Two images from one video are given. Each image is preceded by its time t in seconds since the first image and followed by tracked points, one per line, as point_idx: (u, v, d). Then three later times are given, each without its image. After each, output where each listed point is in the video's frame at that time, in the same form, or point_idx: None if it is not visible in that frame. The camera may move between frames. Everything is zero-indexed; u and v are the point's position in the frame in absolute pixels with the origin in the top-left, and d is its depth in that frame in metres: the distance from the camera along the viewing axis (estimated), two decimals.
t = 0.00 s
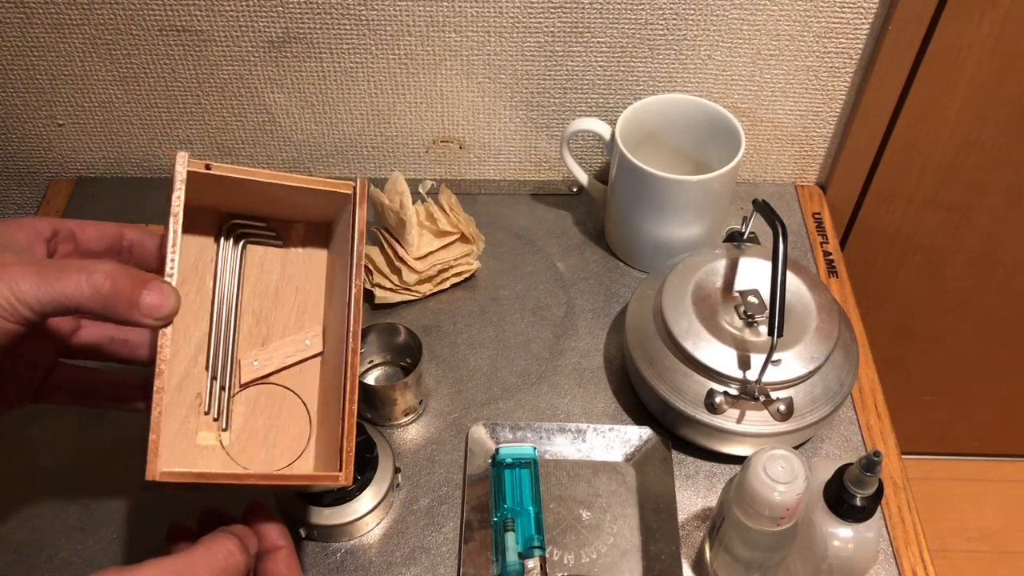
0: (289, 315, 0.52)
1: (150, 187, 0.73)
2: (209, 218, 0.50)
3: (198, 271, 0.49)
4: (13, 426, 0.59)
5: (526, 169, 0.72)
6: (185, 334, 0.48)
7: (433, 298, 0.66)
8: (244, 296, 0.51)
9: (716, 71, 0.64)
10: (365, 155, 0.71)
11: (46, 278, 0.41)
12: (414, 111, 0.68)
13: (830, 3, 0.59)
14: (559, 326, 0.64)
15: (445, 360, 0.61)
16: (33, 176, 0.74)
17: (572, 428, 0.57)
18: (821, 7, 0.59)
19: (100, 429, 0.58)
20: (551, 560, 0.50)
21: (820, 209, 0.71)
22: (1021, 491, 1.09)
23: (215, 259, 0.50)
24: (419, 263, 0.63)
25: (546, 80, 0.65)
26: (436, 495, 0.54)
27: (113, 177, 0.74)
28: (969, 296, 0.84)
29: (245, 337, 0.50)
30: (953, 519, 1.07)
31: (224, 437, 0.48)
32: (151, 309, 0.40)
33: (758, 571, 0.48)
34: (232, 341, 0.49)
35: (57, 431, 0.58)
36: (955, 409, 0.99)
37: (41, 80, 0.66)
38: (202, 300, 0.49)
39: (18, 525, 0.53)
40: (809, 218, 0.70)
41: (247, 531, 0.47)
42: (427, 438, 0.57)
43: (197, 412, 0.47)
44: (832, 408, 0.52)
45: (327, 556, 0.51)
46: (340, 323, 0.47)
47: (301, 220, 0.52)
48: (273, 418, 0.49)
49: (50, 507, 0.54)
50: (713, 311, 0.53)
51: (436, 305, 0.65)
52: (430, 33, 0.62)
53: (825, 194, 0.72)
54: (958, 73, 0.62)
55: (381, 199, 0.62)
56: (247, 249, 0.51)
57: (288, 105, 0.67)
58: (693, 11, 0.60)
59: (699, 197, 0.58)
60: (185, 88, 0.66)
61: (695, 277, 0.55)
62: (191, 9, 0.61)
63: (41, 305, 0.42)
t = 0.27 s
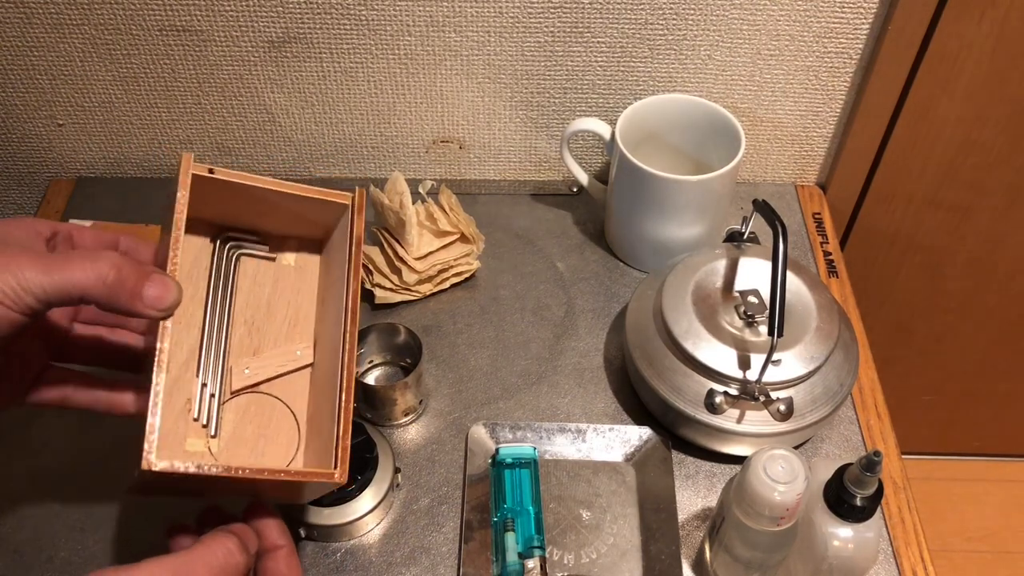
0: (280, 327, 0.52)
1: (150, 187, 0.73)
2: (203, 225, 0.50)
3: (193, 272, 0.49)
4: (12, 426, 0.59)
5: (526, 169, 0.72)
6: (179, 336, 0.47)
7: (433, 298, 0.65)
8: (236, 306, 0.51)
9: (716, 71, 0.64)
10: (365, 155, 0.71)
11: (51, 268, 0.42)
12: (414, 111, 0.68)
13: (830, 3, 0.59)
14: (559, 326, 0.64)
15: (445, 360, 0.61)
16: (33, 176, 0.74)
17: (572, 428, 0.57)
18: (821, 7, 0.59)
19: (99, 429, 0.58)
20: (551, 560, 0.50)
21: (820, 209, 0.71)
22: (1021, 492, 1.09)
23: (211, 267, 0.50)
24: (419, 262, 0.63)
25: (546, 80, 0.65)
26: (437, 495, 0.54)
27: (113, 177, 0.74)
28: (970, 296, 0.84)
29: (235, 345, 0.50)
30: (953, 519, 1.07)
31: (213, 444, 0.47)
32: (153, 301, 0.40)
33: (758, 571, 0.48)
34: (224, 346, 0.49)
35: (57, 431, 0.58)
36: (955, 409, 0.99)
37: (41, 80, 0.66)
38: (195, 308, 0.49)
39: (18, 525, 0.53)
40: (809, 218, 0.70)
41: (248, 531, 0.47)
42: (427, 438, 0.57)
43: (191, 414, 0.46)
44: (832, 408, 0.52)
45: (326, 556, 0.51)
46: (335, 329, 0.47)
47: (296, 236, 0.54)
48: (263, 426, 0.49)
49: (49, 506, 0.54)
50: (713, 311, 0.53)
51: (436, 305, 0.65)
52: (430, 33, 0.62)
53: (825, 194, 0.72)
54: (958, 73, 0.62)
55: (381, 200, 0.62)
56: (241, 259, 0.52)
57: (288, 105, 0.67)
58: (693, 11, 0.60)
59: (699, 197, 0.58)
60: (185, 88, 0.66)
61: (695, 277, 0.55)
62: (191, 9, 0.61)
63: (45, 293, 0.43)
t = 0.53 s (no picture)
0: (268, 329, 0.52)
1: (150, 186, 0.73)
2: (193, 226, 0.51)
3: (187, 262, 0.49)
4: (12, 426, 0.59)
5: (526, 169, 0.72)
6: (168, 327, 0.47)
7: (433, 298, 0.65)
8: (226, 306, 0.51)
9: (716, 71, 0.64)
10: (365, 155, 0.71)
11: (35, 258, 0.41)
12: (414, 111, 0.68)
13: (830, 3, 0.59)
14: (559, 326, 0.64)
15: (445, 360, 0.61)
16: (33, 176, 0.74)
17: (572, 428, 0.57)
18: (821, 7, 0.59)
19: (100, 429, 0.58)
20: (550, 560, 0.50)
21: (820, 209, 0.71)
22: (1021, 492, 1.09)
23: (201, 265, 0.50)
24: (419, 263, 0.63)
25: (546, 80, 0.65)
26: (437, 495, 0.54)
27: (113, 177, 0.74)
28: (970, 295, 0.84)
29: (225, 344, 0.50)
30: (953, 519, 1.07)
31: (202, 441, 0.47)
32: (139, 291, 0.40)
33: (758, 571, 0.48)
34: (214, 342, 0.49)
35: (57, 431, 0.58)
36: (955, 409, 0.99)
37: (41, 80, 0.66)
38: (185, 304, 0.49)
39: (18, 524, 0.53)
40: (809, 218, 0.70)
41: (267, 534, 0.46)
42: (427, 438, 0.57)
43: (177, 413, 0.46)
44: (832, 409, 0.52)
45: (326, 556, 0.51)
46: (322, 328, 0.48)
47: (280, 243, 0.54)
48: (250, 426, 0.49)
49: (50, 506, 0.54)
50: (713, 311, 0.53)
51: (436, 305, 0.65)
52: (430, 33, 0.62)
53: (825, 194, 0.72)
54: (959, 73, 0.62)
55: (381, 200, 0.62)
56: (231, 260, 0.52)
57: (288, 105, 0.67)
58: (693, 11, 0.60)
59: (700, 197, 0.58)
60: (185, 89, 0.66)
61: (695, 277, 0.55)
62: (191, 9, 0.61)
63: (31, 286, 0.42)
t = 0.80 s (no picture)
0: (236, 298, 0.51)
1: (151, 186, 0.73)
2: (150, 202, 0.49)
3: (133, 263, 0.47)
4: (11, 426, 0.58)
5: (526, 169, 0.72)
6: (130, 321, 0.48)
7: (433, 298, 0.65)
8: (190, 281, 0.51)
9: (716, 71, 0.64)
10: (365, 155, 0.71)
11: None
12: (414, 111, 0.68)
13: (830, 3, 0.59)
14: (559, 326, 0.64)
15: (445, 360, 0.61)
16: (33, 176, 0.74)
17: (572, 428, 0.57)
18: (821, 7, 0.59)
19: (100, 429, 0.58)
20: (550, 560, 0.50)
21: (820, 209, 0.71)
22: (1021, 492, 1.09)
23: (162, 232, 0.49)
24: (419, 263, 0.63)
25: (546, 80, 0.65)
26: (437, 495, 0.54)
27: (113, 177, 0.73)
28: (970, 295, 0.84)
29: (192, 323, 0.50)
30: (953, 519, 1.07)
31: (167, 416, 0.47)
32: (91, 299, 0.43)
33: (758, 571, 0.48)
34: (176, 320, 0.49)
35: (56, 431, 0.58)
36: (955, 409, 0.99)
37: (41, 80, 0.66)
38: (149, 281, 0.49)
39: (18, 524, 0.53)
40: (809, 218, 0.70)
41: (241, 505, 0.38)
42: (427, 438, 0.57)
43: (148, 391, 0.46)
44: (832, 408, 0.52)
45: (326, 556, 0.51)
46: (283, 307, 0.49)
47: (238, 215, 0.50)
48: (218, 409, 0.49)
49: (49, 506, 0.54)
50: (713, 311, 0.53)
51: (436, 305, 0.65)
52: (430, 33, 0.62)
53: (825, 194, 0.72)
54: (959, 72, 0.62)
55: (382, 200, 0.62)
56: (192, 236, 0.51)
57: (288, 105, 0.67)
58: (693, 11, 0.60)
59: (700, 197, 0.58)
60: (185, 88, 0.66)
61: (695, 277, 0.55)
62: (191, 9, 0.61)
63: None
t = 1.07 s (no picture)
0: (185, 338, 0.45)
1: (151, 186, 0.73)
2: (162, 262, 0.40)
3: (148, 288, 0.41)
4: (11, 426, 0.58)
5: (526, 169, 0.72)
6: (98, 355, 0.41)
7: (433, 298, 0.65)
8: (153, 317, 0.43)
9: (716, 71, 0.64)
10: (365, 155, 0.71)
11: None
12: (414, 111, 0.68)
13: (830, 3, 0.59)
14: (559, 326, 0.64)
15: (445, 360, 0.61)
16: (34, 176, 0.74)
17: (572, 428, 0.57)
18: (821, 7, 0.59)
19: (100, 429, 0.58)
20: (550, 560, 0.50)
21: (820, 209, 0.71)
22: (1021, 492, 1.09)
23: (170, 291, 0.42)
24: (419, 263, 0.63)
25: (546, 80, 0.65)
26: (437, 494, 0.54)
27: (113, 177, 0.73)
28: (970, 295, 0.84)
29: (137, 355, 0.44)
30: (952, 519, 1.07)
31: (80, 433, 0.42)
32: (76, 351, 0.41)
33: (758, 571, 0.48)
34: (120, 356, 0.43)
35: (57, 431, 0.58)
36: (955, 409, 0.99)
37: (41, 80, 0.66)
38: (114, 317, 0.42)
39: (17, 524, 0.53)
40: (809, 218, 0.70)
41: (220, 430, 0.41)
42: (427, 438, 0.57)
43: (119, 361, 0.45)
44: (832, 408, 0.52)
45: (326, 556, 0.51)
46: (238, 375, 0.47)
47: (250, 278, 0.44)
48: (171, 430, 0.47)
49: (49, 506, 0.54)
50: (713, 311, 0.53)
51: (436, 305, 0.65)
52: (430, 33, 0.62)
53: (825, 194, 0.72)
54: (959, 72, 0.62)
55: (382, 200, 0.62)
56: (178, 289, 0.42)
57: (288, 105, 0.67)
58: (693, 11, 0.60)
59: (700, 197, 0.58)
60: (185, 88, 0.66)
61: (695, 277, 0.55)
62: (191, 9, 0.61)
63: None
